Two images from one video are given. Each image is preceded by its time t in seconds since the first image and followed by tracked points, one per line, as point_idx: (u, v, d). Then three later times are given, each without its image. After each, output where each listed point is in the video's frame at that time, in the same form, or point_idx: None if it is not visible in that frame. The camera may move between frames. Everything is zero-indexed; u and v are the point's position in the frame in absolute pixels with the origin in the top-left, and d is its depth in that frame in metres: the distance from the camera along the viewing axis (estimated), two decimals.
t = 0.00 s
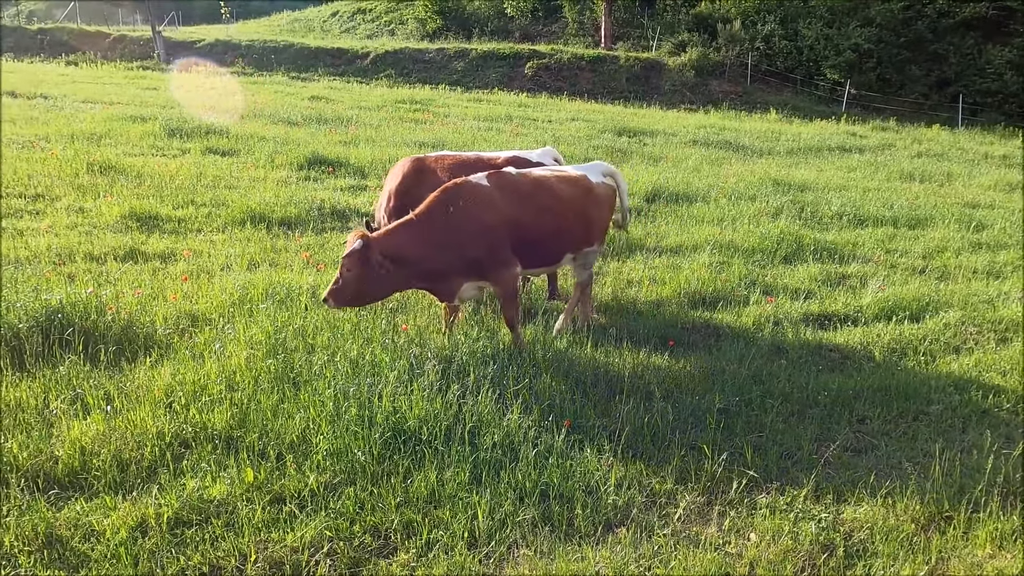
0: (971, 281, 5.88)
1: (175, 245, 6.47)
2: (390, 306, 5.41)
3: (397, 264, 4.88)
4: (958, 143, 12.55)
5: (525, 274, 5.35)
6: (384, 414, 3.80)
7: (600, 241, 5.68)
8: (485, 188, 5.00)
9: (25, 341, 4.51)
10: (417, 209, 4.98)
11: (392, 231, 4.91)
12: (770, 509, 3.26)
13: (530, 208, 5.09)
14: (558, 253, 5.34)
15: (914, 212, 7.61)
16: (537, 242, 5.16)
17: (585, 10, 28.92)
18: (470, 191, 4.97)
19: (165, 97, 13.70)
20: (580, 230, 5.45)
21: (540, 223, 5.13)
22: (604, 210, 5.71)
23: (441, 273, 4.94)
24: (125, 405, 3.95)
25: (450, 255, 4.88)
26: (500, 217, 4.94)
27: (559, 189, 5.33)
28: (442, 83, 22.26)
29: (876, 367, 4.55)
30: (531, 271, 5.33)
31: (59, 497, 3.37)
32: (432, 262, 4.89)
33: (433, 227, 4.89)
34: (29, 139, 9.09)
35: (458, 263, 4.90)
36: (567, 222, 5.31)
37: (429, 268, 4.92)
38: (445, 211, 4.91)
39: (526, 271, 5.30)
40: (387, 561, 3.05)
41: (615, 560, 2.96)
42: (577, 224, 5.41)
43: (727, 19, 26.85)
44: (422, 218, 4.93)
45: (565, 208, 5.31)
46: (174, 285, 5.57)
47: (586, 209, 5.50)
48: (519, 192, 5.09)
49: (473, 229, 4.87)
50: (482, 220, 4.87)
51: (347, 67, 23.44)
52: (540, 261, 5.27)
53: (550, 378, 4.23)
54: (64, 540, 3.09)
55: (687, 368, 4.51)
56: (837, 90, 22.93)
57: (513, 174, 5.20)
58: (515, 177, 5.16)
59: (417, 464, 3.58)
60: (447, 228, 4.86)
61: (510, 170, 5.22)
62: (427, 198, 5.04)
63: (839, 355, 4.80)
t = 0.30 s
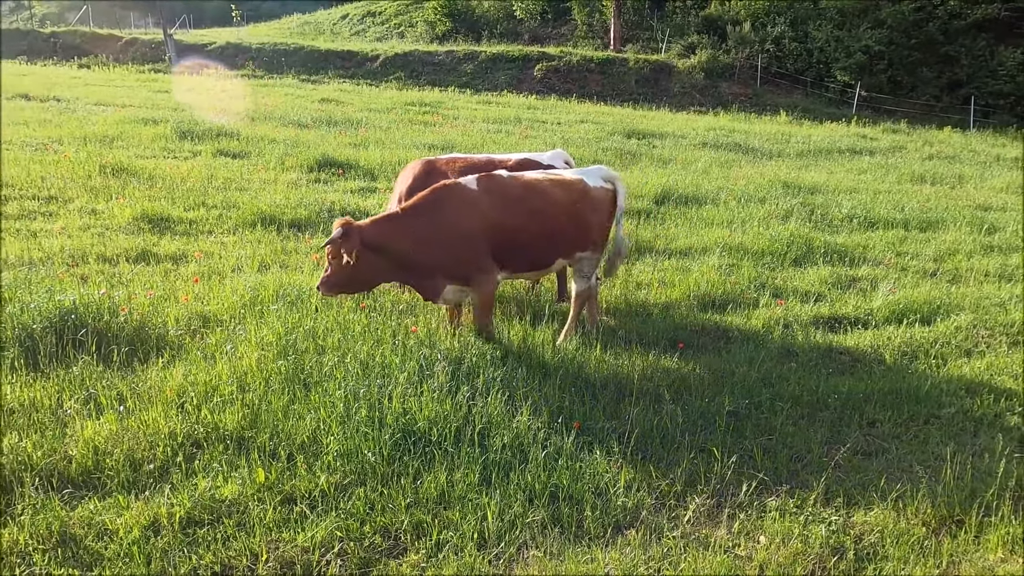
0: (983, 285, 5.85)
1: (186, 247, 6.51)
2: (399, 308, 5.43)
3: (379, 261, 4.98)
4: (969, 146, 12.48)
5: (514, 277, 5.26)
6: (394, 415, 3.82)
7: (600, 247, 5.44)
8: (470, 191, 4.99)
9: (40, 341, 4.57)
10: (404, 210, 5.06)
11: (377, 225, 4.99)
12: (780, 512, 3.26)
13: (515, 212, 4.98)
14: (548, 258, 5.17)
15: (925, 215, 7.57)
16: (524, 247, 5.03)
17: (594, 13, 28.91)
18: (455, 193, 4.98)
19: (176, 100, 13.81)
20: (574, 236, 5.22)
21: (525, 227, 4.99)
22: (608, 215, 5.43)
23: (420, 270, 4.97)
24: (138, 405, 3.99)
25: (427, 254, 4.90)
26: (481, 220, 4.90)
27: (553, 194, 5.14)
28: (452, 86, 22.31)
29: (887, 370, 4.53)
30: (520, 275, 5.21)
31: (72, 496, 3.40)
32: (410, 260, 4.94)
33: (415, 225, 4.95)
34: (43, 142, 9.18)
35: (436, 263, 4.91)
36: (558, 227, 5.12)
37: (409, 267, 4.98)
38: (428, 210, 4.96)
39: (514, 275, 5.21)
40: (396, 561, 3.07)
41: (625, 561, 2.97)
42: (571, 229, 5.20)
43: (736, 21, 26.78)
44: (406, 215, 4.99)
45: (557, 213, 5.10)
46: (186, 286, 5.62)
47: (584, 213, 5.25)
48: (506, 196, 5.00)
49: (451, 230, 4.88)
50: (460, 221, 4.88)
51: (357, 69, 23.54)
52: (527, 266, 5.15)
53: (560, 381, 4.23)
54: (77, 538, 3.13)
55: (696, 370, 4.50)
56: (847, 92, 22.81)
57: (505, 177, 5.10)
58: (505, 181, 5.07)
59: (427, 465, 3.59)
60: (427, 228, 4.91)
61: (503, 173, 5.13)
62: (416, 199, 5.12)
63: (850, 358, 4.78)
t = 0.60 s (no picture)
0: (997, 288, 5.82)
1: (200, 247, 6.57)
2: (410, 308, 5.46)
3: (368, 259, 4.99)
4: (984, 147, 12.39)
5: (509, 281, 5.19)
6: (406, 415, 3.84)
7: (599, 252, 5.36)
8: (464, 192, 4.97)
9: (55, 339, 4.62)
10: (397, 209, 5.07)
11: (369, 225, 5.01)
12: (793, 514, 3.26)
13: (508, 215, 4.93)
14: (540, 262, 5.10)
15: (939, 217, 7.53)
16: (517, 249, 4.96)
17: (605, 14, 28.89)
18: (448, 195, 4.97)
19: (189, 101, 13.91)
20: (569, 240, 5.15)
21: (517, 230, 4.93)
22: (607, 219, 5.35)
23: (409, 270, 4.96)
24: (153, 404, 4.04)
25: (417, 254, 4.89)
26: (473, 221, 4.87)
27: (549, 196, 5.08)
28: (463, 87, 22.35)
29: (900, 372, 4.52)
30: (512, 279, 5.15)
31: (89, 493, 3.45)
32: (400, 261, 4.93)
33: (406, 226, 4.96)
34: (58, 142, 9.29)
35: (426, 264, 4.89)
36: (552, 231, 5.05)
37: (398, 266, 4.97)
38: (420, 211, 4.96)
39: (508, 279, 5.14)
40: (409, 560, 3.09)
41: (636, 562, 2.98)
42: (568, 232, 5.13)
43: (748, 22, 26.68)
44: (398, 216, 5.00)
45: (552, 217, 5.04)
46: (199, 286, 5.67)
47: (580, 218, 5.18)
48: (500, 198, 4.96)
49: (441, 231, 4.86)
50: (451, 223, 4.87)
51: (369, 70, 23.65)
52: (521, 269, 5.08)
53: (571, 381, 4.24)
54: (94, 534, 3.17)
55: (708, 372, 4.50)
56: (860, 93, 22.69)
57: (501, 180, 5.07)
58: (501, 184, 5.03)
59: (439, 465, 3.61)
60: (418, 228, 4.91)
61: (500, 176, 5.10)
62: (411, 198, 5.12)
63: (863, 360, 4.77)
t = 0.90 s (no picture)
0: (1009, 290, 5.80)
1: (211, 242, 6.61)
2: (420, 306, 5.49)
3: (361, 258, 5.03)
4: (997, 149, 12.33)
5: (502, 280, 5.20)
6: (416, 411, 3.86)
7: (593, 251, 5.35)
8: (455, 190, 4.95)
9: (68, 333, 4.66)
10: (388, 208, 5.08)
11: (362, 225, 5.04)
12: (802, 514, 3.27)
13: (501, 213, 4.90)
14: (534, 260, 5.09)
15: (951, 218, 7.50)
16: (508, 248, 4.96)
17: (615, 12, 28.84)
18: (439, 193, 4.95)
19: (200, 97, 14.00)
20: (563, 239, 5.14)
21: (510, 228, 4.91)
22: (602, 217, 5.31)
23: (402, 269, 5.01)
24: (165, 397, 4.07)
25: (409, 253, 4.92)
26: (464, 219, 4.85)
27: (542, 195, 5.05)
28: (473, 85, 22.34)
29: (911, 374, 4.51)
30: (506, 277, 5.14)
31: (101, 486, 3.48)
32: (392, 260, 4.97)
33: (398, 225, 4.98)
34: (71, 138, 9.36)
35: (417, 263, 4.93)
36: (546, 230, 5.04)
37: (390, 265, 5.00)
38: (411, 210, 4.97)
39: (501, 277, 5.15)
40: (418, 555, 3.12)
41: (645, 560, 2.99)
42: (561, 231, 5.10)
43: (759, 21, 26.57)
44: (390, 215, 5.02)
45: (545, 215, 5.02)
46: (210, 281, 5.71)
47: (574, 216, 5.15)
48: (491, 196, 4.93)
49: (432, 230, 4.86)
50: (442, 222, 4.86)
51: (379, 68, 23.70)
52: (514, 268, 5.08)
53: (580, 379, 4.26)
54: (106, 527, 3.20)
55: (718, 371, 4.50)
56: (871, 93, 22.59)
57: (494, 177, 5.04)
58: (493, 181, 5.00)
59: (448, 461, 3.63)
60: (409, 228, 4.93)
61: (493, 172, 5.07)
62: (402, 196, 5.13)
63: (873, 361, 4.77)
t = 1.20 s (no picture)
0: (1017, 291, 5.79)
1: (218, 242, 6.63)
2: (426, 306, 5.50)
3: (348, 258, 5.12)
4: (1004, 149, 12.30)
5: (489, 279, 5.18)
6: (423, 410, 3.88)
7: (581, 252, 5.20)
8: (439, 190, 4.96)
9: (77, 332, 4.69)
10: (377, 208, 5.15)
11: (349, 225, 5.12)
12: (809, 514, 3.27)
13: (482, 213, 4.88)
14: (518, 261, 5.04)
15: (958, 218, 7.49)
16: (491, 248, 4.93)
17: (621, 12, 28.79)
18: (423, 194, 4.98)
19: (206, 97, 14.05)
20: (549, 239, 5.04)
21: (492, 228, 4.88)
22: (592, 218, 5.17)
23: (388, 269, 5.06)
24: (173, 396, 4.09)
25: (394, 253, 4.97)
26: (446, 219, 4.87)
27: (526, 194, 4.96)
28: (478, 85, 22.33)
29: (919, 374, 4.51)
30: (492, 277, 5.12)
31: (110, 484, 3.51)
32: (377, 260, 5.03)
33: (384, 226, 5.04)
34: (78, 137, 9.40)
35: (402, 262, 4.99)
36: (530, 230, 4.96)
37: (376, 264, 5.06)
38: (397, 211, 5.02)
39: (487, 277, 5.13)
40: (426, 554, 3.13)
41: (652, 560, 3.00)
42: (546, 231, 5.01)
43: (765, 21, 26.50)
44: (377, 216, 5.08)
45: (529, 215, 4.94)
46: (217, 280, 5.73)
47: (561, 216, 5.04)
48: (475, 196, 4.91)
49: (415, 231, 4.91)
50: (425, 222, 4.90)
51: (385, 68, 23.73)
52: (498, 268, 5.05)
53: (587, 379, 4.26)
54: (115, 524, 3.22)
55: (725, 371, 4.50)
56: (878, 93, 22.53)
57: (479, 177, 5.00)
58: (477, 181, 4.98)
59: (455, 460, 3.64)
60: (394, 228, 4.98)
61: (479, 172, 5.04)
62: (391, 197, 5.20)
63: (880, 362, 4.77)
